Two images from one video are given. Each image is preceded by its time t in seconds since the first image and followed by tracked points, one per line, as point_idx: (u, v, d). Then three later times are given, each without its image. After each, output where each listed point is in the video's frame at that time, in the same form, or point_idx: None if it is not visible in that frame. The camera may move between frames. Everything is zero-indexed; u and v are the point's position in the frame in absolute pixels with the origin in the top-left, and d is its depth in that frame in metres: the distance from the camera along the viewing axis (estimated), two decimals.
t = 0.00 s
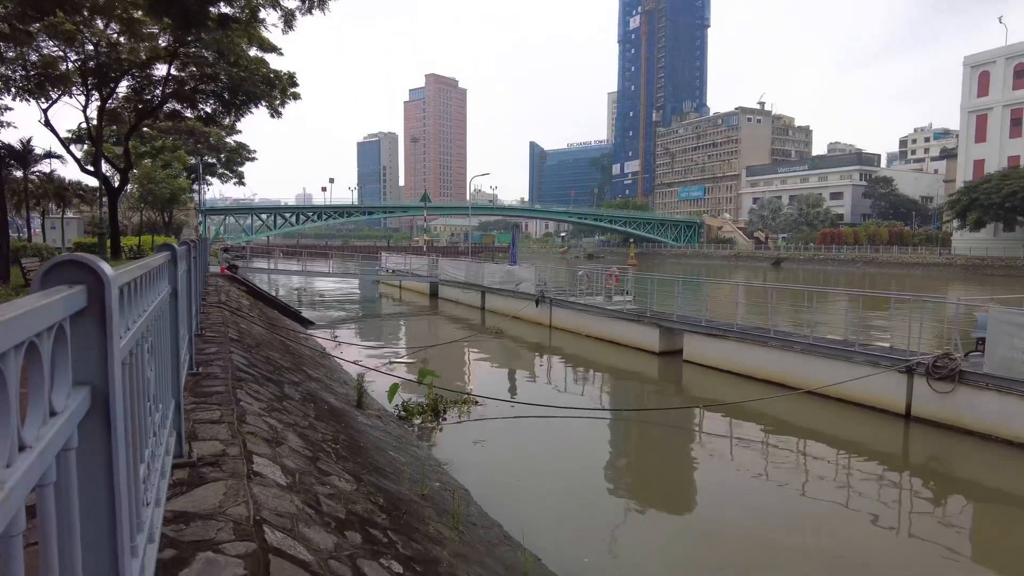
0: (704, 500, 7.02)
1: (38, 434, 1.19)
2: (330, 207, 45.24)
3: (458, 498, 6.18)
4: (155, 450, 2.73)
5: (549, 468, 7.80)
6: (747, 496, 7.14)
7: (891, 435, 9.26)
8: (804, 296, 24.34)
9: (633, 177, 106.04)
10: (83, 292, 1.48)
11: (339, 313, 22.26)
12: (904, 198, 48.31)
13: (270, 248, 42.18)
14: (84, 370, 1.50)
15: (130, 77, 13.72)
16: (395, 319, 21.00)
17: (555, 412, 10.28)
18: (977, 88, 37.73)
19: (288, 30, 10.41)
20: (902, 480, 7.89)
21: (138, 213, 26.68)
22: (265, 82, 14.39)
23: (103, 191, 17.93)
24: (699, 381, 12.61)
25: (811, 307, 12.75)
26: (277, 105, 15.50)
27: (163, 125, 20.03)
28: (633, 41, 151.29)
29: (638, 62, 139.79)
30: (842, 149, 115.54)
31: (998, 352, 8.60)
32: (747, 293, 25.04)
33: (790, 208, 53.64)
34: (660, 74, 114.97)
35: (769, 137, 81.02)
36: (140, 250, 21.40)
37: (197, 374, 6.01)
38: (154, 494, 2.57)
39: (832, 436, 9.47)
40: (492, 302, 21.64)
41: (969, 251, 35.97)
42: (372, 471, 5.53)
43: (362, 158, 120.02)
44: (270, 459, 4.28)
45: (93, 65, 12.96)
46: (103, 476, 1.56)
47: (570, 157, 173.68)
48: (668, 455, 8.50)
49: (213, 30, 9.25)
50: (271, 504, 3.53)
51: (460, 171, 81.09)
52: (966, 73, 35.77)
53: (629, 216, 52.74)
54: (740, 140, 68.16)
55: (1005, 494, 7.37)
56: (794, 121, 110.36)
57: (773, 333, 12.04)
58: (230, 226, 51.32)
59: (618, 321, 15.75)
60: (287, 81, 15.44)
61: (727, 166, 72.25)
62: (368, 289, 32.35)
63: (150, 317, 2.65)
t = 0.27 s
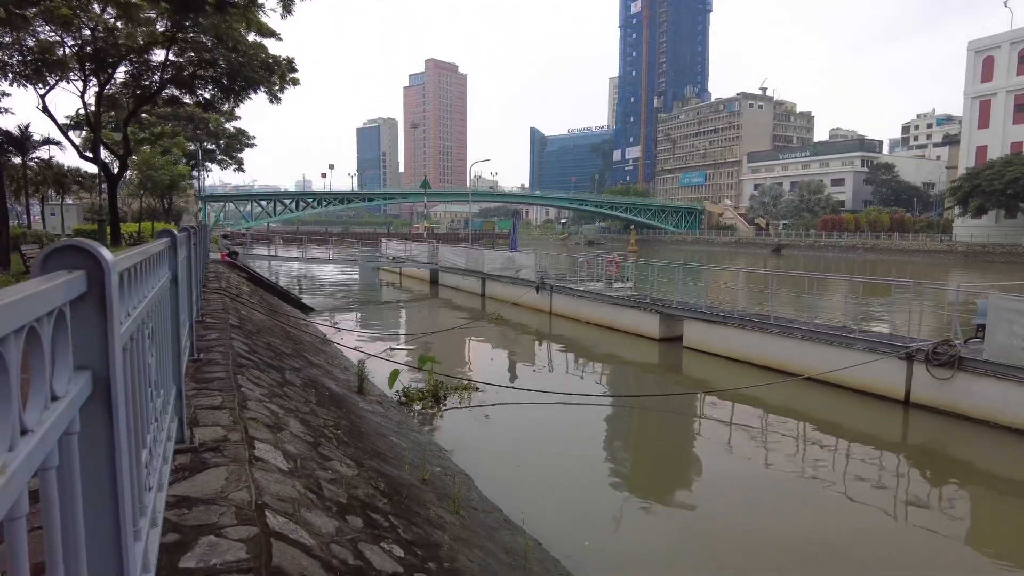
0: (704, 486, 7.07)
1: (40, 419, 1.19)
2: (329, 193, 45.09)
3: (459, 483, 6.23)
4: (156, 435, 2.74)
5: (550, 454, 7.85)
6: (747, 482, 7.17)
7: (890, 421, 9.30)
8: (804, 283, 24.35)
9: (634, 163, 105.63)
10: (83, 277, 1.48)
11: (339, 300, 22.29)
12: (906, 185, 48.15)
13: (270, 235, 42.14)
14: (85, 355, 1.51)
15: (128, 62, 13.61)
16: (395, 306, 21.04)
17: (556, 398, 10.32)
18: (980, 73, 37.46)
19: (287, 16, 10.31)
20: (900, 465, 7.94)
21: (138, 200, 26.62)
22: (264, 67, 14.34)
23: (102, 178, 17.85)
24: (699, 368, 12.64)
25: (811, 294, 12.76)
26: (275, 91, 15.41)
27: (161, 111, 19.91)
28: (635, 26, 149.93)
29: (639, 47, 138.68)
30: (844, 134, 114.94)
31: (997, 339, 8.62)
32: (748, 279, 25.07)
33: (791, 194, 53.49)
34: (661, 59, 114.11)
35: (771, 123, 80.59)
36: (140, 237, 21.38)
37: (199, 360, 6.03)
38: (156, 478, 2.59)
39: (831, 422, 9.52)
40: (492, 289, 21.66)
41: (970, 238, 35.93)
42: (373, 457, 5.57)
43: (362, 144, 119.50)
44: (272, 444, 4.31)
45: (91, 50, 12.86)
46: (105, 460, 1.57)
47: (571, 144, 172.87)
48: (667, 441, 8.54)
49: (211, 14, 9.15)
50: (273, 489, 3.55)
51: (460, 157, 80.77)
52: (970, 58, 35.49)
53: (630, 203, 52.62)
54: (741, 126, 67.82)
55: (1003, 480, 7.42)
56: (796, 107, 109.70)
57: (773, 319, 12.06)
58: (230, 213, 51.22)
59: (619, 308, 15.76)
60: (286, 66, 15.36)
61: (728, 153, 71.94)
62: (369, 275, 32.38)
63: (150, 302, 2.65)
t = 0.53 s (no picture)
0: (704, 471, 7.10)
1: (43, 404, 1.19)
2: (329, 178, 44.89)
3: (460, 467, 6.27)
4: (158, 421, 2.75)
5: (550, 438, 7.89)
6: (746, 468, 7.21)
7: (889, 406, 9.34)
8: (804, 269, 24.36)
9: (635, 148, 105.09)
10: (83, 262, 1.47)
11: (340, 285, 22.30)
12: (908, 170, 47.94)
13: (270, 220, 42.07)
14: (87, 340, 1.50)
15: (125, 47, 13.49)
16: (396, 291, 21.05)
17: (556, 383, 10.36)
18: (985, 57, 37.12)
19: None
20: (898, 450, 7.99)
21: (138, 185, 26.54)
22: (263, 51, 14.28)
23: (101, 163, 17.76)
24: (699, 353, 12.67)
25: (812, 279, 12.77)
26: (274, 75, 15.31)
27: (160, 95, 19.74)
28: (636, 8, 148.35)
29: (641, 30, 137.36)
30: (846, 119, 114.23)
31: (997, 325, 8.64)
32: (748, 265, 25.08)
33: (793, 179, 53.29)
34: (663, 43, 113.09)
35: (773, 108, 80.10)
36: (140, 222, 21.34)
37: (200, 346, 6.05)
38: (158, 464, 2.61)
39: (830, 407, 9.56)
40: (492, 274, 21.67)
41: (971, 223, 35.85)
42: (375, 441, 5.60)
43: (362, 129, 118.85)
44: (273, 429, 4.33)
45: (87, 34, 12.72)
46: (108, 445, 1.57)
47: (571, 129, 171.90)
48: (667, 427, 8.58)
49: None
50: (275, 473, 3.58)
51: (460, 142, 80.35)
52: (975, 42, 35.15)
53: (631, 188, 52.46)
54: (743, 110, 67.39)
55: (1000, 465, 7.46)
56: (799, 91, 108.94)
57: (773, 305, 12.06)
58: (230, 198, 51.06)
59: (619, 294, 15.76)
60: (285, 50, 15.26)
61: (730, 138, 71.56)
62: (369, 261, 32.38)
63: (151, 288, 2.65)
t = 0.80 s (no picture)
0: (703, 455, 7.13)
1: (45, 387, 1.20)
2: (328, 164, 44.69)
3: (461, 451, 6.32)
4: (160, 405, 2.75)
5: (550, 423, 7.93)
6: (746, 452, 7.23)
7: (888, 392, 9.37)
8: (805, 254, 24.40)
9: (636, 133, 104.49)
10: (83, 247, 1.47)
11: (340, 271, 22.32)
12: (910, 155, 47.71)
13: (270, 206, 41.99)
14: (88, 324, 1.50)
15: (122, 30, 13.36)
16: (396, 277, 21.09)
17: (556, 368, 10.41)
18: (990, 41, 36.75)
19: None
20: (895, 435, 8.04)
21: (137, 171, 26.46)
22: (261, 34, 14.15)
23: (100, 149, 17.65)
24: (699, 339, 12.70)
25: (812, 265, 12.77)
26: (273, 59, 15.21)
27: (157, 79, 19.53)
28: None
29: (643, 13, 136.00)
30: (849, 104, 113.62)
31: (998, 310, 8.64)
32: (749, 251, 25.13)
33: (794, 165, 53.07)
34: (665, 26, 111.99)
35: (775, 92, 79.56)
36: (139, 208, 21.31)
37: (202, 331, 6.07)
38: (161, 448, 2.62)
39: (829, 392, 9.60)
40: (493, 260, 21.67)
41: (973, 209, 35.76)
42: (376, 426, 5.63)
43: (361, 114, 118.24)
44: (275, 414, 4.35)
45: (84, 18, 12.55)
46: (109, 431, 1.58)
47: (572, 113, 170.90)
48: (667, 410, 8.63)
49: None
50: (276, 457, 3.60)
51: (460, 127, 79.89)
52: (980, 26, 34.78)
53: (632, 174, 52.24)
54: (745, 95, 66.89)
55: (998, 451, 7.50)
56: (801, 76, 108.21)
57: (774, 290, 12.05)
58: (229, 184, 50.84)
59: (620, 280, 15.75)
60: (283, 34, 15.15)
61: (731, 122, 71.13)
62: (369, 247, 32.39)
63: (151, 273, 2.65)
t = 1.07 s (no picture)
0: (702, 440, 7.16)
1: (47, 372, 1.20)
2: (328, 149, 44.49)
3: (462, 436, 6.35)
4: (162, 390, 2.76)
5: (550, 407, 7.96)
6: (746, 437, 7.26)
7: (887, 378, 9.40)
8: (805, 240, 24.37)
9: (637, 118, 103.88)
10: (83, 233, 1.46)
11: (340, 257, 22.30)
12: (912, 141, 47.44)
13: (269, 192, 41.86)
14: (89, 310, 1.50)
15: (119, 15, 13.21)
16: (396, 263, 21.08)
17: (556, 354, 10.43)
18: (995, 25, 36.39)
19: None
20: (894, 420, 8.08)
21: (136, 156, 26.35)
22: (260, 19, 14.04)
23: (99, 134, 17.57)
24: (699, 324, 12.72)
25: (813, 251, 12.75)
26: (271, 44, 15.12)
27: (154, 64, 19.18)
28: None
29: None
30: (851, 89, 112.81)
31: (998, 296, 8.64)
32: (750, 237, 25.11)
33: (796, 150, 52.82)
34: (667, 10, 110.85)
35: (777, 77, 78.99)
36: (138, 194, 21.25)
37: (202, 317, 6.07)
38: (163, 433, 2.64)
39: (828, 378, 9.62)
40: (493, 246, 21.64)
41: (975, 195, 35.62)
42: (377, 411, 5.65)
43: (360, 98, 117.49)
44: (276, 399, 4.36)
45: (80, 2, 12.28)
46: (111, 415, 1.58)
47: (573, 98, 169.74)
48: (667, 396, 8.66)
49: None
50: (278, 442, 3.61)
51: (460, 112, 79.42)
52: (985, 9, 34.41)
53: (632, 159, 52.01)
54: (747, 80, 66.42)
55: (996, 436, 7.53)
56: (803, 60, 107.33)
57: (774, 276, 12.05)
58: (229, 169, 50.62)
59: (620, 266, 15.74)
60: (282, 18, 15.02)
61: (733, 107, 70.67)
62: (369, 233, 32.34)
63: (152, 260, 2.64)
